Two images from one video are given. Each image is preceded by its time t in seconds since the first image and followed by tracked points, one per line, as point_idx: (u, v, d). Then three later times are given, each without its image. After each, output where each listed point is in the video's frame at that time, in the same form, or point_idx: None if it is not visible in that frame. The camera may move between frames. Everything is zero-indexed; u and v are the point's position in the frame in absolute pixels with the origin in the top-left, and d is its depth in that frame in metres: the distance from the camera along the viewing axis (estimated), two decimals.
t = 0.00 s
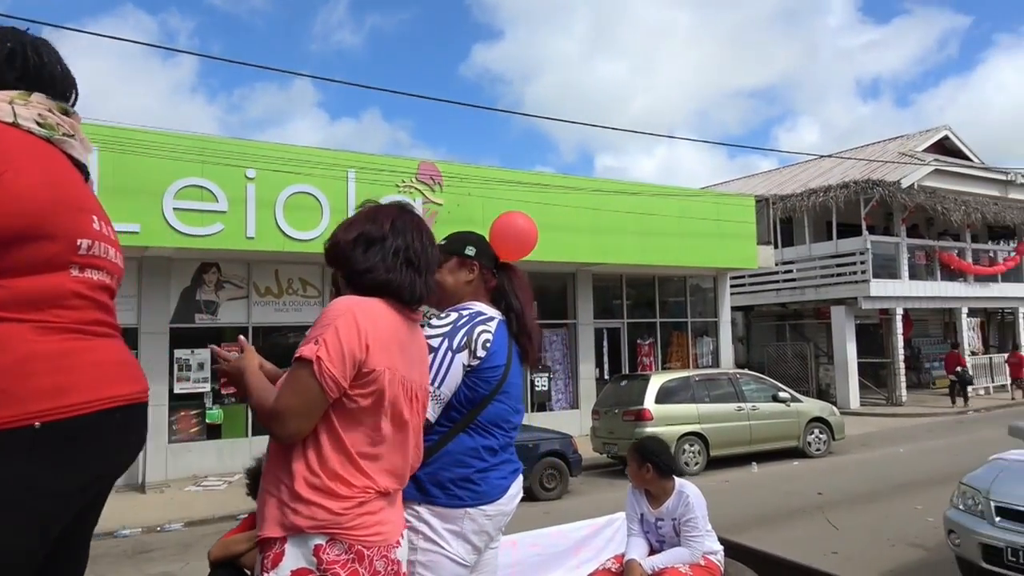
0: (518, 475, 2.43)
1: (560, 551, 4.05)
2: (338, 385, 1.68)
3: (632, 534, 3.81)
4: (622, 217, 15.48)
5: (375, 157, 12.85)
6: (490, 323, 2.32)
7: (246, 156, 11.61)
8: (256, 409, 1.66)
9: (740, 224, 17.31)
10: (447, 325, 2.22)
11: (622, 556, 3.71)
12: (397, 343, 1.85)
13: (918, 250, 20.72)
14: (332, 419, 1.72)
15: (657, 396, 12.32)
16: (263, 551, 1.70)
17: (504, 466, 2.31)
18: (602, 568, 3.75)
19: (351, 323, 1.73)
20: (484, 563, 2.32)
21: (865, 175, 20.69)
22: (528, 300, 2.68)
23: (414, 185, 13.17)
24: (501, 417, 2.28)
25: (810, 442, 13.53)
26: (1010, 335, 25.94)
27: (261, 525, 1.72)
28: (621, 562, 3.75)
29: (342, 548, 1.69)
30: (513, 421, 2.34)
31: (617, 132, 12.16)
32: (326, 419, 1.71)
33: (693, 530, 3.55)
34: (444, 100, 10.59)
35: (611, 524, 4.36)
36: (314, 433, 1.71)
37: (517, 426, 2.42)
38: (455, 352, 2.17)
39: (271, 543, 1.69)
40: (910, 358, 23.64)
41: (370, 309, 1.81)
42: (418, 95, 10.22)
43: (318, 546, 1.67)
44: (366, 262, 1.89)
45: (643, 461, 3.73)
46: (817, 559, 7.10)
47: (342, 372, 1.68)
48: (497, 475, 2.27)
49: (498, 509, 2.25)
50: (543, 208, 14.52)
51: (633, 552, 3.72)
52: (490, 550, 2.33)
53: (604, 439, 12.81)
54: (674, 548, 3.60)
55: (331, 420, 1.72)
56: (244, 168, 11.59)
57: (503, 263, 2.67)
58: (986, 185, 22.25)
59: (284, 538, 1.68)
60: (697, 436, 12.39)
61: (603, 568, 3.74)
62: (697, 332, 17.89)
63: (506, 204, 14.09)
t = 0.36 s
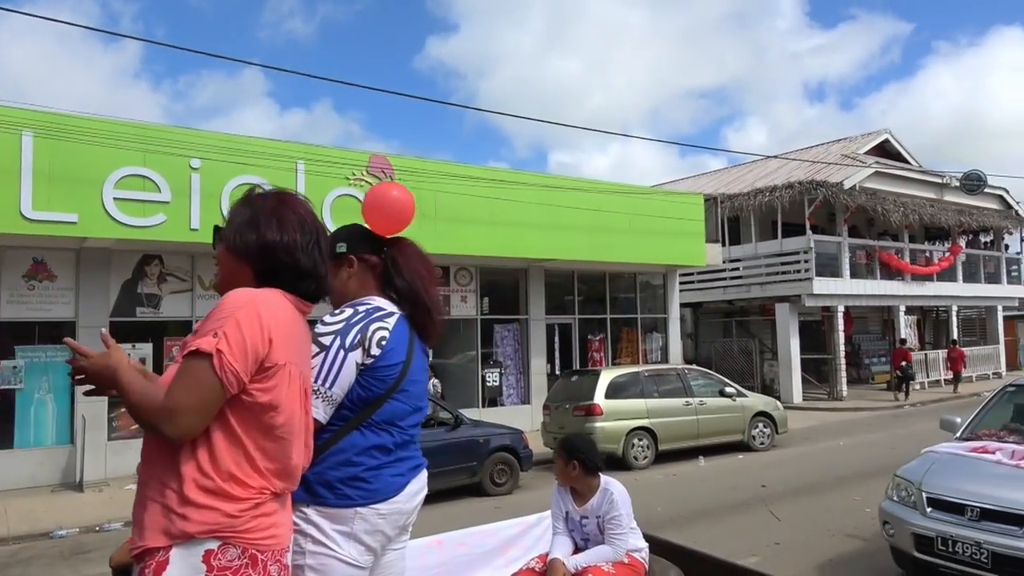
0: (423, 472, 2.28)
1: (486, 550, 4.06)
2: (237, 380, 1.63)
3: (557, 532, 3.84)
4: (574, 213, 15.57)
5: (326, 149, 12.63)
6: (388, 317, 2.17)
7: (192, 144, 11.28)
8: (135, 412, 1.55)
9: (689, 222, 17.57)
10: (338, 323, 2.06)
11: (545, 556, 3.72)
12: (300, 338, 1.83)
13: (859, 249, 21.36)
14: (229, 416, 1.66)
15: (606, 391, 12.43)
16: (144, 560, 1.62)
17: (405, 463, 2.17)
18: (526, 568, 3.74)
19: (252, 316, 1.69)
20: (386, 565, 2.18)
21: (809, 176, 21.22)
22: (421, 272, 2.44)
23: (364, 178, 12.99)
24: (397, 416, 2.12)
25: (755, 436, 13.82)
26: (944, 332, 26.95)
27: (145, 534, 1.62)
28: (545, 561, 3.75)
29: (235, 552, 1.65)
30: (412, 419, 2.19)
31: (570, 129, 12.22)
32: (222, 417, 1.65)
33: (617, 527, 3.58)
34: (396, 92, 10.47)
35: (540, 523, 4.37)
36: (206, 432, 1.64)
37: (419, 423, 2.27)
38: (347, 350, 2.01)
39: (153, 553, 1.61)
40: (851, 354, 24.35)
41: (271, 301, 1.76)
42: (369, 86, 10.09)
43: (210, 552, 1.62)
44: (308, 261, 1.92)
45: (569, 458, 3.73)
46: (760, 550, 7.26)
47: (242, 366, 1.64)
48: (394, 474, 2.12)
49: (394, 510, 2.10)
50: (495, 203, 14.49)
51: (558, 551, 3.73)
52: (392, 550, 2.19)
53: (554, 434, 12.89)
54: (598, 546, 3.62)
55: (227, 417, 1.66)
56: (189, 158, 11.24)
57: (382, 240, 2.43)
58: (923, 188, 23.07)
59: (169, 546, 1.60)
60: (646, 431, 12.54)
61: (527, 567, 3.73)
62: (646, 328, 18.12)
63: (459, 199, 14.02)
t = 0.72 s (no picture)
0: (328, 465, 2.19)
1: (422, 547, 4.05)
2: (137, 374, 1.59)
3: (489, 529, 3.83)
4: (540, 206, 15.58)
5: (288, 138, 12.44)
6: (265, 303, 2.07)
7: (149, 131, 11.03)
8: (13, 398, 1.42)
9: (653, 216, 17.70)
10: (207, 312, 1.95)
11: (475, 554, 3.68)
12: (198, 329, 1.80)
13: (817, 244, 21.79)
14: (125, 410, 1.61)
15: (570, 383, 12.51)
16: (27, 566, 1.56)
17: (302, 457, 2.08)
18: (456, 566, 3.70)
19: (158, 305, 1.65)
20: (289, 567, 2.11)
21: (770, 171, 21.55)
22: (284, 255, 2.22)
23: (327, 168, 12.82)
24: (287, 404, 2.02)
25: (715, 427, 14.02)
26: (897, 325, 27.67)
27: (30, 536, 1.56)
28: (474, 559, 3.71)
29: (128, 552, 1.62)
30: (308, 407, 2.10)
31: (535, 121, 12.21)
32: (118, 410, 1.61)
33: (549, 524, 3.58)
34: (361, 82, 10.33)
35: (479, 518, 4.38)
36: (102, 425, 1.59)
37: (320, 411, 2.18)
38: (214, 339, 1.91)
39: (35, 558, 1.56)
40: (808, 347, 24.85)
41: (172, 292, 1.73)
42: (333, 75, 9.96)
43: (102, 552, 1.59)
44: (216, 252, 1.95)
45: (516, 450, 3.72)
46: (718, 540, 7.38)
47: (145, 353, 1.59)
48: (288, 469, 2.03)
49: (289, 509, 2.01)
50: (460, 194, 14.42)
51: (489, 548, 3.71)
52: (294, 552, 2.11)
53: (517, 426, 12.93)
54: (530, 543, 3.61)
55: (124, 411, 1.61)
56: (145, 145, 11.01)
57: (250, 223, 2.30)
58: (880, 185, 23.58)
59: (54, 551, 1.56)
60: (608, 422, 12.64)
61: (456, 566, 3.69)
62: (610, 321, 18.25)
63: (423, 190, 13.90)
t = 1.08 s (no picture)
0: (210, 470, 2.02)
1: (344, 549, 4.00)
2: None
3: (408, 531, 3.60)
4: (497, 199, 15.54)
5: (239, 126, 12.14)
6: (126, 293, 1.89)
7: (94, 117, 10.68)
8: None
9: (609, 210, 17.81)
10: (55, 304, 1.82)
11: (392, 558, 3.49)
12: (48, 313, 1.73)
13: (769, 240, 22.22)
14: None
15: (525, 376, 12.52)
16: None
17: (174, 462, 1.90)
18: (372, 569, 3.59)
19: None
20: None
21: (724, 168, 21.90)
22: (147, 247, 1.99)
23: (280, 157, 12.57)
24: (153, 400, 1.85)
25: (668, 420, 14.18)
26: (844, 320, 28.39)
27: None
28: (391, 562, 3.61)
29: None
30: (182, 403, 1.93)
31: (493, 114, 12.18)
32: None
33: (470, 525, 3.39)
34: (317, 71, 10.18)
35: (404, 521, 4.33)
36: None
37: (198, 408, 2.00)
38: (59, 332, 1.76)
39: None
40: (759, 341, 25.34)
41: (10, 263, 1.67)
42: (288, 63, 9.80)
43: None
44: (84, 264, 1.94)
45: (442, 447, 3.47)
46: (670, 530, 7.47)
47: None
48: (157, 475, 1.86)
49: (157, 518, 1.85)
50: (416, 186, 14.29)
51: (406, 551, 3.50)
52: (171, 565, 1.95)
53: (473, 419, 12.90)
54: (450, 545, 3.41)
55: None
56: (89, 132, 10.63)
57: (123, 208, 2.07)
58: (829, 182, 24.15)
59: None
60: (563, 416, 12.69)
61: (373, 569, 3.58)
62: (566, 315, 18.32)
63: (378, 182, 13.72)
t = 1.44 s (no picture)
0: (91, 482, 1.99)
1: (274, 560, 3.69)
2: None
3: (340, 540, 3.50)
4: (471, 199, 15.53)
5: (210, 124, 11.97)
6: None
7: (60, 112, 10.49)
8: None
9: (582, 211, 17.87)
10: None
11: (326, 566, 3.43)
12: None
13: (740, 242, 22.48)
14: None
15: (499, 376, 12.54)
16: None
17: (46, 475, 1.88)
18: None
19: None
20: None
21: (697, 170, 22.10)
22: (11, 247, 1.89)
23: (251, 155, 12.43)
24: (19, 411, 1.81)
25: (641, 420, 14.26)
26: (814, 321, 28.81)
27: None
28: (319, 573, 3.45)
29: None
30: (57, 413, 1.88)
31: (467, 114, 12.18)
32: None
33: (403, 533, 3.30)
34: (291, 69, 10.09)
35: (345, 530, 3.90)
36: None
37: (80, 417, 1.96)
38: None
39: None
40: (731, 341, 25.60)
41: None
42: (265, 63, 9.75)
43: None
44: None
45: (378, 451, 3.39)
46: (642, 529, 7.54)
47: None
48: (24, 489, 1.85)
49: (23, 536, 1.84)
50: (390, 186, 14.22)
51: (336, 561, 3.39)
52: None
53: (446, 419, 12.87)
54: (382, 555, 3.32)
55: None
56: (55, 127, 10.42)
57: None
58: (799, 185, 24.51)
59: None
60: (537, 416, 12.71)
61: None
62: (540, 315, 18.35)
63: (352, 181, 13.63)
